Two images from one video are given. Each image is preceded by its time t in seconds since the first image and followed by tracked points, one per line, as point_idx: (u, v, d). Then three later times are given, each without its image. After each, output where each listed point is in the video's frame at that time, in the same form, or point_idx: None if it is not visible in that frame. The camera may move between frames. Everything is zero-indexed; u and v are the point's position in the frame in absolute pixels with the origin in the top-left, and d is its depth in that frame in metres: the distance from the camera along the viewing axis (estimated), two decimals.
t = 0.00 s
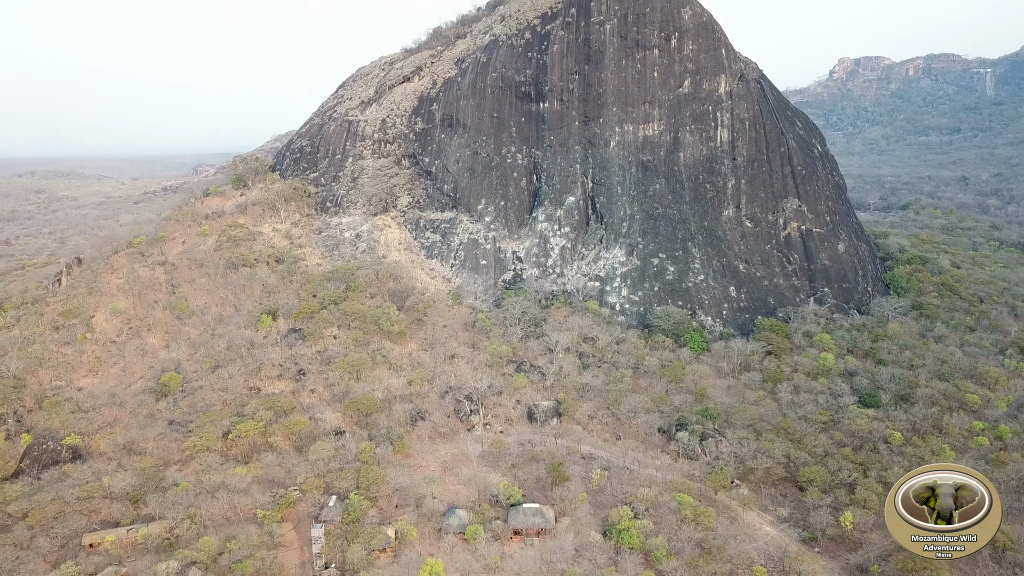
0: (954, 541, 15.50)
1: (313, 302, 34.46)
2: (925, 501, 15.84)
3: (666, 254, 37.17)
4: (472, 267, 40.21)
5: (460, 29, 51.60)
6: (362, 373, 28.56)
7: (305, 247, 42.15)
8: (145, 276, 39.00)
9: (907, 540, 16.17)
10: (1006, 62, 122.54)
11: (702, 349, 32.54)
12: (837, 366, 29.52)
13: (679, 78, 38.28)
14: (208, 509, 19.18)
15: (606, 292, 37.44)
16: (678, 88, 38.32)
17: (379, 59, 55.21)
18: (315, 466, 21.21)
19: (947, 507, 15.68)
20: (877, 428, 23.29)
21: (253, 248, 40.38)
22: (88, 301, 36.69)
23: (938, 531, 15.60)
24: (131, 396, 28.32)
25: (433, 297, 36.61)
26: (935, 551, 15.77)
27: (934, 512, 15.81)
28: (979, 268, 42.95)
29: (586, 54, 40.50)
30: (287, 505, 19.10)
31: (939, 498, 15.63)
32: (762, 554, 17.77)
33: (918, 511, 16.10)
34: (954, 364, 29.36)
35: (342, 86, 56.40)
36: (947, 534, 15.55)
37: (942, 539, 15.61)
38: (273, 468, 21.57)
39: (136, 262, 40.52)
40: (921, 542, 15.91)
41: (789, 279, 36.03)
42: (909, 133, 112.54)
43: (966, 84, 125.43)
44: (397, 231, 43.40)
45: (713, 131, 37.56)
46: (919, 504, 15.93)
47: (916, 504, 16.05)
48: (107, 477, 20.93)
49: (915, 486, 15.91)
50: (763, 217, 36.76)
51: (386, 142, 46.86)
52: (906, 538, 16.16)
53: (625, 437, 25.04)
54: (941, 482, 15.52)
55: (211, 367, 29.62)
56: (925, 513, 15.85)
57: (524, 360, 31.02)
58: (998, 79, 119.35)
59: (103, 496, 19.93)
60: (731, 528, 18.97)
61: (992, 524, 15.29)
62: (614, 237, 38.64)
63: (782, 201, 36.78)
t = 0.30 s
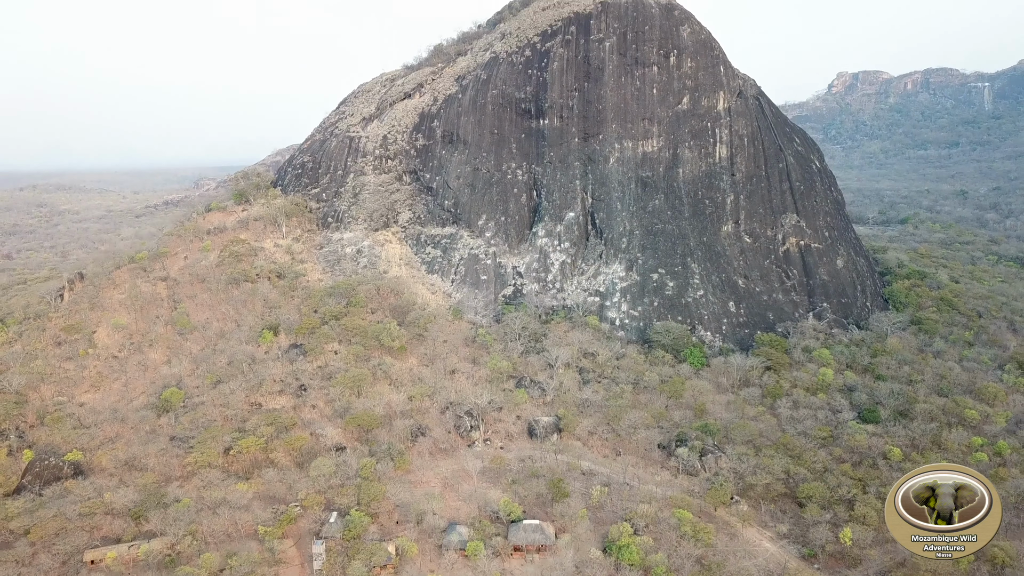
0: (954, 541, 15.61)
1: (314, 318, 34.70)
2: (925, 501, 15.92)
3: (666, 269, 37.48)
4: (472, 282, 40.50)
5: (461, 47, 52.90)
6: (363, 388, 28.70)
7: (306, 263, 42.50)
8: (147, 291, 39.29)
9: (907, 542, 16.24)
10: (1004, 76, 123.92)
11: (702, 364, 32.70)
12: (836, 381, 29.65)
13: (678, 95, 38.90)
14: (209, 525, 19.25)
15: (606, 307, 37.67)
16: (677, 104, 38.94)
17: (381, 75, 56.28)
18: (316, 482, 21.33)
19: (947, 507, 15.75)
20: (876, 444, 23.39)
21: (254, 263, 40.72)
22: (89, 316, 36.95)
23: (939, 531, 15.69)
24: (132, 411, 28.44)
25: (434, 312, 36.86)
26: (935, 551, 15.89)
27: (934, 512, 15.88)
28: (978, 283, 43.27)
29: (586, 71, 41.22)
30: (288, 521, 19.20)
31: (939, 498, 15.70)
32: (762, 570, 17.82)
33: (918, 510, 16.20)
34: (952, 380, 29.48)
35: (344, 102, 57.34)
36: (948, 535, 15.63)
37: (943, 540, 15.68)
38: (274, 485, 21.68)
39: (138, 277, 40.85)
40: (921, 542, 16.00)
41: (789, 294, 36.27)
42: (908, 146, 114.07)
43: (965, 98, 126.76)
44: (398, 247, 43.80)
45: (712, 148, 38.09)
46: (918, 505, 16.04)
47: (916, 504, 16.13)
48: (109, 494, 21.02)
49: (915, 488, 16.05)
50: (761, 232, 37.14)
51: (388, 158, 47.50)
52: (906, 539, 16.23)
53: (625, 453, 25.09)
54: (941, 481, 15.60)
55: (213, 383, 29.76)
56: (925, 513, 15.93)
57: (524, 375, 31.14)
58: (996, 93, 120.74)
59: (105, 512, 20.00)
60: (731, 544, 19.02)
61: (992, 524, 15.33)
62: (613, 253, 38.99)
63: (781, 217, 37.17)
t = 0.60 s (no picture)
0: (953, 541, 16.46)
1: (316, 333, 34.92)
2: (925, 501, 16.70)
3: (665, 284, 37.77)
4: (473, 297, 40.78)
5: (462, 64, 53.86)
6: (364, 404, 28.83)
7: (308, 278, 42.83)
8: (149, 307, 39.57)
9: (909, 542, 17.09)
10: (1002, 91, 125.31)
11: (701, 379, 32.82)
12: (836, 397, 29.74)
13: (677, 112, 39.54)
14: (210, 541, 19.30)
15: (606, 322, 37.88)
16: (677, 121, 39.56)
17: (382, 92, 57.20)
18: (317, 499, 21.44)
19: (947, 507, 16.51)
20: (875, 460, 23.47)
21: (256, 279, 41.06)
22: (91, 331, 37.19)
23: (939, 532, 16.49)
24: (134, 427, 28.54)
25: (435, 328, 37.11)
26: (935, 550, 16.74)
27: (934, 512, 16.67)
28: (977, 298, 43.54)
29: (586, 88, 41.88)
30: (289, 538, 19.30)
31: (939, 498, 16.45)
32: None
33: (918, 511, 17.00)
34: (951, 395, 29.55)
35: (346, 118, 58.14)
36: (948, 534, 16.46)
37: (944, 539, 16.50)
38: (275, 501, 21.78)
39: (140, 293, 41.18)
40: (922, 542, 16.85)
41: (788, 309, 36.51)
42: (907, 160, 115.49)
43: (964, 112, 128.06)
44: (399, 262, 44.18)
45: (711, 164, 38.63)
46: (919, 505, 16.79)
47: (917, 504, 16.92)
48: (111, 510, 21.10)
49: (916, 489, 16.77)
50: (761, 247, 37.51)
51: (389, 174, 48.10)
52: (908, 539, 17.07)
53: (625, 469, 25.13)
54: (941, 482, 16.34)
55: (214, 399, 29.90)
56: (926, 513, 16.70)
57: (525, 391, 31.23)
58: (994, 108, 122.07)
59: (107, 529, 20.07)
60: (730, 561, 19.05)
61: (991, 524, 16.17)
62: (613, 268, 39.33)
63: (780, 232, 37.58)
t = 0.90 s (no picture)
0: (953, 541, 16.45)
1: (318, 348, 35.14)
2: (925, 501, 16.81)
3: (665, 299, 38.05)
4: (473, 313, 41.02)
5: (462, 81, 54.78)
6: (365, 420, 28.97)
7: (309, 294, 43.14)
8: (151, 322, 39.84)
9: (908, 543, 17.11)
10: (1001, 104, 126.40)
11: (702, 395, 32.90)
12: (836, 412, 29.83)
13: (676, 128, 40.16)
14: (212, 557, 19.36)
15: (607, 337, 38.07)
16: (676, 137, 40.15)
17: (383, 108, 58.08)
18: (318, 515, 21.55)
19: (947, 507, 16.61)
20: (875, 476, 23.55)
21: (258, 294, 41.36)
22: (93, 347, 37.42)
23: (939, 531, 16.53)
24: (136, 443, 28.65)
25: (435, 343, 37.33)
26: (935, 551, 16.74)
27: (934, 512, 16.76)
28: (976, 312, 43.74)
29: (586, 105, 42.53)
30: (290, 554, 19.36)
31: (939, 498, 16.57)
32: None
33: (918, 511, 17.10)
34: (951, 411, 29.63)
35: (348, 134, 58.94)
36: (948, 535, 16.47)
37: (943, 540, 16.52)
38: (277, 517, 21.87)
39: (143, 309, 41.49)
40: (922, 543, 16.85)
41: (788, 325, 36.70)
42: (906, 174, 116.66)
43: (963, 126, 129.10)
44: (400, 277, 44.49)
45: (710, 180, 39.11)
46: (919, 505, 16.91)
47: (917, 504, 17.06)
48: (113, 526, 21.20)
49: (917, 488, 16.90)
50: (760, 263, 37.85)
51: (390, 190, 48.66)
52: (908, 539, 17.11)
53: (626, 485, 25.14)
54: (941, 482, 16.43)
55: (216, 414, 30.01)
56: (925, 513, 16.78)
57: (525, 407, 31.31)
58: (993, 122, 123.12)
59: (109, 546, 20.15)
60: None
61: (991, 524, 16.14)
62: (613, 283, 39.65)
63: (780, 247, 37.95)
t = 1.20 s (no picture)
0: (954, 541, 16.54)
1: (319, 363, 35.33)
2: (925, 501, 16.90)
3: (665, 314, 38.31)
4: (474, 327, 41.27)
5: (463, 97, 55.59)
6: (366, 435, 29.09)
7: (310, 308, 43.46)
8: (153, 337, 40.07)
9: (908, 543, 17.26)
10: (999, 118, 127.45)
11: (701, 410, 33.01)
12: (835, 428, 29.93)
13: (675, 144, 40.76)
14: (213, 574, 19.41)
15: (607, 352, 38.26)
16: (675, 154, 40.73)
17: (384, 124, 58.83)
18: (319, 531, 21.61)
19: (947, 507, 16.70)
20: (874, 492, 23.63)
21: (259, 309, 41.66)
22: (95, 362, 37.64)
23: (939, 531, 16.64)
24: (137, 458, 28.73)
25: (436, 358, 37.55)
26: (935, 550, 16.87)
27: (934, 512, 16.85)
28: (976, 327, 43.97)
29: (586, 121, 43.16)
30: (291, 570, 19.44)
31: (939, 498, 16.65)
32: None
33: (918, 511, 17.19)
34: (950, 426, 29.72)
35: (350, 150, 59.69)
36: (948, 535, 16.58)
37: (943, 540, 16.63)
38: (277, 534, 21.93)
39: (145, 324, 41.76)
40: (921, 543, 17.02)
41: (787, 339, 36.89)
42: (904, 187, 117.62)
43: (961, 140, 130.19)
44: (401, 292, 44.83)
45: (709, 196, 39.60)
46: (919, 504, 16.97)
47: (917, 503, 17.11)
48: (114, 542, 21.26)
49: (917, 488, 16.95)
50: (759, 278, 38.17)
51: (392, 206, 49.20)
52: (907, 539, 17.26)
53: (626, 501, 25.20)
54: (941, 481, 16.42)
55: (217, 430, 30.12)
56: (925, 513, 16.88)
57: (525, 422, 31.43)
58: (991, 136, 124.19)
59: (109, 562, 20.20)
60: None
61: (991, 524, 16.22)
62: (613, 298, 39.95)
63: (778, 263, 38.30)
